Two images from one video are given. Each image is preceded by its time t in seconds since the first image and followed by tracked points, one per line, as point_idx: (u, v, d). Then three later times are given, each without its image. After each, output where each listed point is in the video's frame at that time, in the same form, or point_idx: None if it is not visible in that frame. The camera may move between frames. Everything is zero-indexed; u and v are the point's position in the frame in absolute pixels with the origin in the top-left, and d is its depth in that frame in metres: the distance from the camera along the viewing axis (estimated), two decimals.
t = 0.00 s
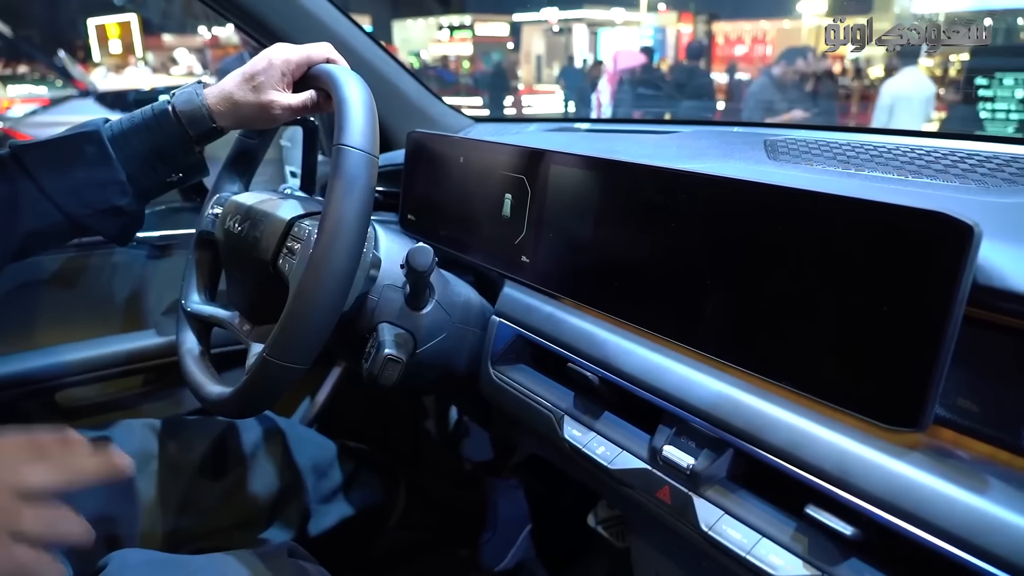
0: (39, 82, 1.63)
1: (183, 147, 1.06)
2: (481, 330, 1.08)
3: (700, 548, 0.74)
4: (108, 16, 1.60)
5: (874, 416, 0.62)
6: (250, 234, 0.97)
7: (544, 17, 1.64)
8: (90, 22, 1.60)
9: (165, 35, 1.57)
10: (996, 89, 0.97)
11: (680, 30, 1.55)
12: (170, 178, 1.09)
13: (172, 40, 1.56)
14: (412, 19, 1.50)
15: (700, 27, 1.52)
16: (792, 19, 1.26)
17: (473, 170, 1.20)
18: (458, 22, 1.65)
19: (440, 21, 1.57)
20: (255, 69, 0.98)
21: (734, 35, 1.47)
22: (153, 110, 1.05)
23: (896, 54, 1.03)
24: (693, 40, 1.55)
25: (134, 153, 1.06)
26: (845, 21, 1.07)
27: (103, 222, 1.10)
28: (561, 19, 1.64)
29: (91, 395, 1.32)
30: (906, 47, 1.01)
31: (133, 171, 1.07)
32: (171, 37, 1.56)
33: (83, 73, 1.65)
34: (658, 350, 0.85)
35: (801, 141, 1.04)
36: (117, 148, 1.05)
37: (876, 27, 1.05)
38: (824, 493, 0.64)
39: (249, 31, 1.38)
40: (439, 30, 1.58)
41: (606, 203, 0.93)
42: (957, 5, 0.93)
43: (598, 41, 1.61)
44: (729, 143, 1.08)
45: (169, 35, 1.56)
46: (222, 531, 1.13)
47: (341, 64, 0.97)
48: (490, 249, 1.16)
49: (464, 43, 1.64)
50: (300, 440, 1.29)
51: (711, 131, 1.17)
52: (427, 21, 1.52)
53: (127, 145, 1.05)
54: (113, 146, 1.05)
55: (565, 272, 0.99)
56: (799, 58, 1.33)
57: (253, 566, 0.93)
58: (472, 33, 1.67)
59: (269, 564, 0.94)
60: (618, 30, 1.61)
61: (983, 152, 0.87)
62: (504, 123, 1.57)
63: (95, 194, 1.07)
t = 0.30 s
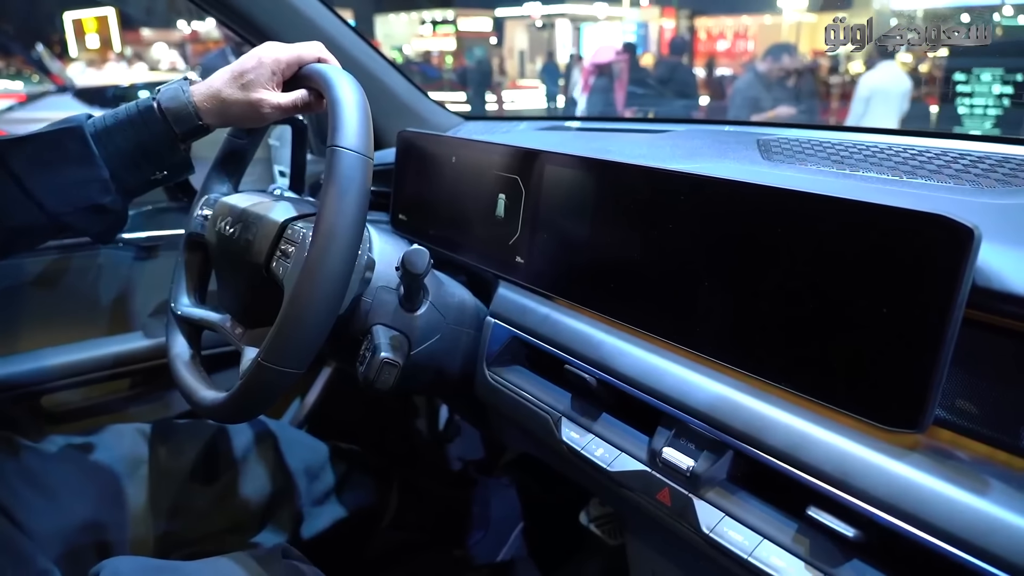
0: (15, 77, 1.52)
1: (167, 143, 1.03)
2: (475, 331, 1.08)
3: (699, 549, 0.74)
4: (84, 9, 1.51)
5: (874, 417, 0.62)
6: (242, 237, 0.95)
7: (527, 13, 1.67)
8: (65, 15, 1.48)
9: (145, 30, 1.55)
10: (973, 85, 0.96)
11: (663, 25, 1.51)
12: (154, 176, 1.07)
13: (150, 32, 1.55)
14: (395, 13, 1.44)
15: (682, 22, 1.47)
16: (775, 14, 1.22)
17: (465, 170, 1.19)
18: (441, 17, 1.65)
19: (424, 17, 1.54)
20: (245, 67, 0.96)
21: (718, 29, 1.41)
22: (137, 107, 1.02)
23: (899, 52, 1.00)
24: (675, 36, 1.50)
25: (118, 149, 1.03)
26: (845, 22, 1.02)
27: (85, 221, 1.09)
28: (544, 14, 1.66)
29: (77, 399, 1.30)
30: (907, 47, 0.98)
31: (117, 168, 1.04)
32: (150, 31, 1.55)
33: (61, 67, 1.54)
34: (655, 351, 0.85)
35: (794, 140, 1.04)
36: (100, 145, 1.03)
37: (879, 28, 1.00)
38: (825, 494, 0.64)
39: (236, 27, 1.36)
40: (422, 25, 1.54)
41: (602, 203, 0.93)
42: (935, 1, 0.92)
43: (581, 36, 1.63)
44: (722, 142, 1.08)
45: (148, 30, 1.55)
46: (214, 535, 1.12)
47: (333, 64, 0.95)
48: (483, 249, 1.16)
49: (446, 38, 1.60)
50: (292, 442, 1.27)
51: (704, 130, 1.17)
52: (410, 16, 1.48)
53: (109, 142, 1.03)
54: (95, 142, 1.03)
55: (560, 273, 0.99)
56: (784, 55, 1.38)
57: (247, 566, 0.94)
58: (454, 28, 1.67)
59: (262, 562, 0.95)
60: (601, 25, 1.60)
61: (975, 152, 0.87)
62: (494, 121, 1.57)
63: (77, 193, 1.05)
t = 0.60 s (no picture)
0: None
1: (164, 148, 1.02)
2: (474, 334, 1.07)
3: (703, 554, 0.75)
4: (68, 4, 1.50)
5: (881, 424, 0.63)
6: (240, 241, 0.94)
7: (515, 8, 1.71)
8: (48, 10, 1.44)
9: (130, 24, 1.58)
10: (959, 79, 0.97)
11: (651, 20, 1.58)
12: (150, 181, 1.06)
13: (133, 27, 1.59)
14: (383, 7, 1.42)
15: (669, 17, 1.55)
16: (762, 10, 1.29)
17: (462, 171, 1.18)
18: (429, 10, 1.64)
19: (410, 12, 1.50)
20: (241, 70, 0.95)
21: (705, 25, 1.47)
22: (134, 111, 1.01)
23: (896, 54, 0.98)
24: (664, 30, 1.57)
25: (114, 155, 1.02)
26: (844, 21, 1.01)
27: (79, 228, 1.06)
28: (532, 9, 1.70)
29: (71, 403, 1.29)
30: (906, 46, 0.96)
31: (113, 175, 1.03)
32: (135, 26, 1.58)
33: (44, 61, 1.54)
34: (657, 355, 0.85)
35: (793, 142, 1.04)
36: (95, 151, 1.02)
37: (876, 28, 0.99)
38: (832, 501, 0.64)
39: (224, 24, 1.34)
40: (411, 19, 1.51)
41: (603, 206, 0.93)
42: None
43: (570, 30, 1.67)
44: (722, 144, 1.08)
45: (133, 25, 1.58)
46: (212, 542, 1.11)
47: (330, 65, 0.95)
48: (480, 251, 1.15)
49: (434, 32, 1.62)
50: (289, 445, 1.27)
51: (701, 131, 1.17)
52: (399, 9, 1.44)
53: (105, 148, 1.02)
54: (91, 148, 1.02)
55: (560, 276, 0.99)
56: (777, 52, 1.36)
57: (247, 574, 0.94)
58: (443, 22, 1.65)
59: (261, 569, 0.95)
60: (590, 18, 1.65)
61: (974, 156, 0.88)
62: (489, 120, 1.57)
63: (71, 199, 1.03)
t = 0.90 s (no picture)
0: None
1: (168, 148, 1.01)
2: (481, 332, 1.06)
3: (718, 553, 0.75)
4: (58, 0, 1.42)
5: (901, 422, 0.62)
6: (245, 240, 0.93)
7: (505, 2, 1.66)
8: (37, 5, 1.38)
9: (117, 19, 1.55)
10: (950, 75, 0.96)
11: (642, 15, 1.61)
12: (154, 181, 1.05)
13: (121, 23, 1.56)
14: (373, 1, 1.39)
15: (661, 12, 1.59)
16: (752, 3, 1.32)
17: (468, 168, 1.17)
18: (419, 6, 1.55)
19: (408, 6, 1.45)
20: (246, 68, 0.94)
21: (697, 20, 1.49)
22: (139, 110, 1.01)
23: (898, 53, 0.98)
24: (655, 25, 1.61)
25: (118, 155, 1.01)
26: (840, 21, 1.02)
27: (81, 229, 1.03)
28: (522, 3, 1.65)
29: (70, 404, 1.27)
30: (906, 45, 0.97)
31: (118, 177, 1.02)
32: (123, 21, 1.55)
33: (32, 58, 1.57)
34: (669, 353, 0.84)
35: (801, 138, 1.03)
36: (99, 151, 1.00)
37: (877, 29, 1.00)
38: (851, 500, 0.64)
39: (219, 16, 1.31)
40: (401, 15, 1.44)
41: (613, 204, 0.92)
42: None
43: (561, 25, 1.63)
44: (729, 140, 1.07)
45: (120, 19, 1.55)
46: (217, 543, 1.11)
47: (336, 62, 0.92)
48: (484, 248, 1.14)
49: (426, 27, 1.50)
50: (292, 444, 1.26)
51: (706, 127, 1.17)
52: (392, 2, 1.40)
53: (108, 147, 1.01)
54: (95, 149, 1.00)
55: (568, 274, 0.98)
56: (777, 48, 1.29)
57: None
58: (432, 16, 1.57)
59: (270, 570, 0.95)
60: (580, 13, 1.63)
61: (983, 152, 0.88)
62: (489, 117, 1.56)
63: (77, 199, 1.00)
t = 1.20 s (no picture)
0: None
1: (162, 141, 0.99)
2: (488, 331, 1.05)
3: (734, 554, 0.74)
4: None
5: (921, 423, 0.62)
6: (251, 240, 0.92)
7: None
8: None
9: (107, 14, 1.57)
10: (942, 69, 1.00)
11: (635, 10, 1.59)
12: (150, 177, 1.04)
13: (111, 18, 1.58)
14: None
15: (654, 7, 1.57)
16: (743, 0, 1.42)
17: (474, 164, 1.16)
18: None
19: (404, 2, 1.44)
20: (249, 67, 0.92)
21: (689, 15, 1.53)
22: (135, 105, 0.99)
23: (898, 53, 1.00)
24: (648, 20, 1.59)
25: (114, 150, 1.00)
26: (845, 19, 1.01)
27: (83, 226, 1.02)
28: None
29: (70, 405, 1.26)
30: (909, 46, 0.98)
31: (112, 172, 1.01)
32: (112, 17, 1.58)
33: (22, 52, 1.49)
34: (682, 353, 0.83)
35: (810, 135, 1.03)
36: (93, 144, 1.00)
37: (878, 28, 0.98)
38: (871, 501, 0.64)
39: (223, 14, 1.31)
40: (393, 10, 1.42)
41: (623, 202, 0.91)
42: None
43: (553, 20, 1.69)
44: (737, 137, 1.06)
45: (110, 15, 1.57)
46: (221, 545, 1.10)
47: (339, 57, 0.90)
48: (489, 246, 1.14)
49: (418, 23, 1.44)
50: (294, 444, 1.25)
51: (713, 124, 1.16)
52: None
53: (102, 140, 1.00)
54: (88, 141, 1.00)
55: (578, 272, 0.97)
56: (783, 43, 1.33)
57: None
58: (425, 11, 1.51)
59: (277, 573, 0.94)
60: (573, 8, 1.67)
61: (995, 149, 0.87)
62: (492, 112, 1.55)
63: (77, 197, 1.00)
